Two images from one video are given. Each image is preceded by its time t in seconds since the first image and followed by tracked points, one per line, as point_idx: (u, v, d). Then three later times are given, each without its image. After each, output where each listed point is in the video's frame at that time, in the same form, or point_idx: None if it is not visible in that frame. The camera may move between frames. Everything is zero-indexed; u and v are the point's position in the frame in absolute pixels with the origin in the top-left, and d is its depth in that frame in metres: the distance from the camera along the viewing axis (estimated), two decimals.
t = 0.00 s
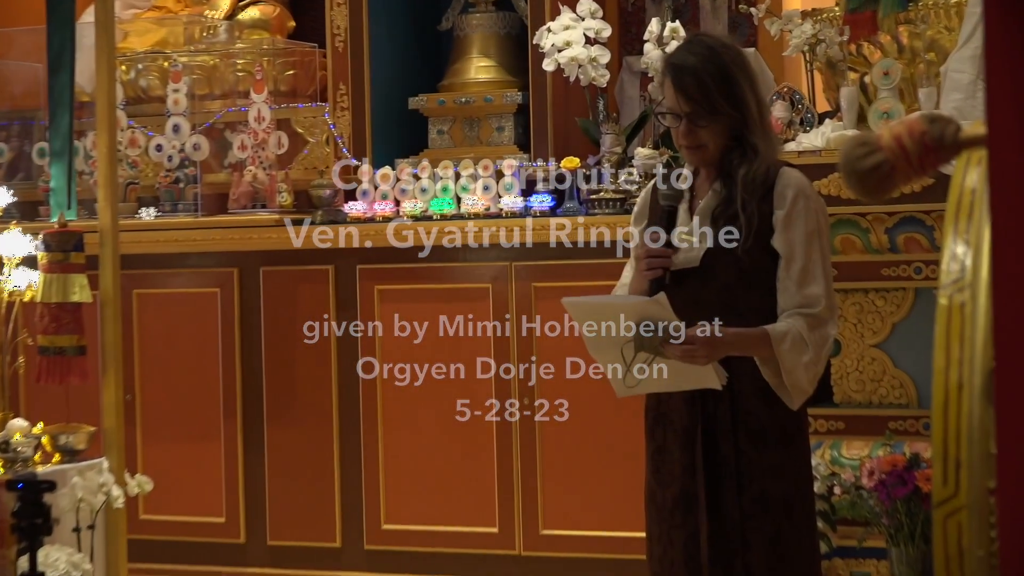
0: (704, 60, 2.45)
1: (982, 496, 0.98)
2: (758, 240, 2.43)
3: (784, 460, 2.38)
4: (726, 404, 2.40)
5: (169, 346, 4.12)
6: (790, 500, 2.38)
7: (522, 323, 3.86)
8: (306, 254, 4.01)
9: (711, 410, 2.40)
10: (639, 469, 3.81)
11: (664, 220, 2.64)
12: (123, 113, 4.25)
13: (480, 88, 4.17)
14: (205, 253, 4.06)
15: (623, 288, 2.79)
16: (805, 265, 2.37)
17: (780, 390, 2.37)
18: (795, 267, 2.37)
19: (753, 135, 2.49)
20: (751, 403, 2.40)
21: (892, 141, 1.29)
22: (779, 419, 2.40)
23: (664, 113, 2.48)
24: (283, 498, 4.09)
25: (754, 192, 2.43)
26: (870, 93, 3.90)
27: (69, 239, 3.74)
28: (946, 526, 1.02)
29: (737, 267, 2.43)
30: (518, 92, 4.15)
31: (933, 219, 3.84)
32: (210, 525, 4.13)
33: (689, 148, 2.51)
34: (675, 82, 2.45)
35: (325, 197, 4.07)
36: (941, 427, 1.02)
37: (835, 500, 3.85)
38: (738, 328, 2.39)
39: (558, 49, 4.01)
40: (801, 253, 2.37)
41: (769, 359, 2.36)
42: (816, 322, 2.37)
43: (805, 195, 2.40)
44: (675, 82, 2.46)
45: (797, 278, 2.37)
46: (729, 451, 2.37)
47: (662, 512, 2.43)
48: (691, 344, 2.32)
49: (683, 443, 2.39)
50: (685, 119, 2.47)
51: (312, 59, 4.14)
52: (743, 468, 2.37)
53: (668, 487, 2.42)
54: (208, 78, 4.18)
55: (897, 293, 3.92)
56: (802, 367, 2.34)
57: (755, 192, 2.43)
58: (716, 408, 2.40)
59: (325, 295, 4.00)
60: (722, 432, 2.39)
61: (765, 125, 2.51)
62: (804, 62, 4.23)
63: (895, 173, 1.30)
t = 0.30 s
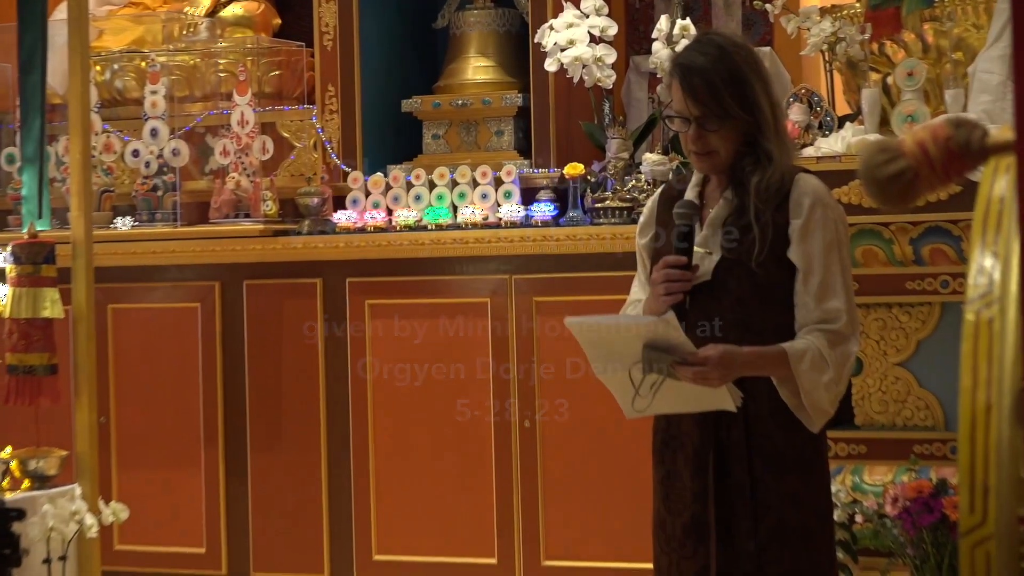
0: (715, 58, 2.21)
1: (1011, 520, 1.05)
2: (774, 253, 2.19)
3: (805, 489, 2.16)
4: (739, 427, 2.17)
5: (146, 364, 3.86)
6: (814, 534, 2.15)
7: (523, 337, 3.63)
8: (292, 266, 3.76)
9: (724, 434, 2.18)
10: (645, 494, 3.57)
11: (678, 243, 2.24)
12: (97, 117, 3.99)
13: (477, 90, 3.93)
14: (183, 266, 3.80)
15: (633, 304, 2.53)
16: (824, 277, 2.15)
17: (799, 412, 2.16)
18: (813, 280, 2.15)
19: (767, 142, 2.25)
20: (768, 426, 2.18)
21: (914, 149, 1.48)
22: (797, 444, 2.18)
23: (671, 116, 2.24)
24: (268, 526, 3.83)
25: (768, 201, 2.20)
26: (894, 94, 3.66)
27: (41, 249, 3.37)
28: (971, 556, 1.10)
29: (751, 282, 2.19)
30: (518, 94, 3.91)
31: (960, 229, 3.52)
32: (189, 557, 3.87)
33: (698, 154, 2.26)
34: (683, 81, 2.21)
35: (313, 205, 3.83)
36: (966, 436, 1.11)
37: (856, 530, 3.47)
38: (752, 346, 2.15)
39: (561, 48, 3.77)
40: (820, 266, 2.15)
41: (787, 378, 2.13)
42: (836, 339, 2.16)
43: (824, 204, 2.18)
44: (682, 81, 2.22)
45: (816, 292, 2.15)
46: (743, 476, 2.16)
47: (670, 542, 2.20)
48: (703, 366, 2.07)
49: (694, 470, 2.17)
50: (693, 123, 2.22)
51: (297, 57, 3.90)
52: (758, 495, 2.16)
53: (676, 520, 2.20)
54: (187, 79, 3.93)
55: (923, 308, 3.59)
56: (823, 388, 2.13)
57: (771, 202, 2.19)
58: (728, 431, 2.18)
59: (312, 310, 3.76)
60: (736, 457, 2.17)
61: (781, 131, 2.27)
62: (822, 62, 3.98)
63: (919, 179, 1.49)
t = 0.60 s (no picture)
0: (725, 59, 2.04)
1: None
2: (791, 270, 2.02)
3: (826, 521, 2.01)
4: (754, 454, 2.03)
5: (118, 386, 3.62)
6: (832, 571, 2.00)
7: (521, 358, 3.39)
8: (272, 282, 3.52)
9: (738, 462, 2.04)
10: (652, 526, 3.34)
11: (682, 251, 2.08)
12: (66, 122, 3.76)
13: (472, 94, 3.71)
14: (159, 282, 3.56)
15: (641, 323, 2.31)
16: (843, 294, 1.99)
17: (817, 437, 2.00)
18: (831, 297, 1.99)
19: (781, 148, 2.06)
20: (785, 454, 2.03)
21: (937, 159, 1.45)
22: (817, 472, 2.03)
23: (679, 122, 2.08)
24: (250, 559, 3.59)
25: (783, 211, 2.02)
26: (916, 98, 3.42)
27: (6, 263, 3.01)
28: None
29: (765, 299, 2.03)
30: (515, 97, 3.67)
31: (988, 241, 3.17)
32: None
33: (708, 163, 2.09)
34: (690, 85, 2.05)
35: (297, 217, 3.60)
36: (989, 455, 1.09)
37: (877, 563, 3.26)
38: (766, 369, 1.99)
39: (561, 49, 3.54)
40: (839, 281, 1.99)
41: (803, 400, 1.97)
42: (857, 359, 1.99)
43: (842, 217, 2.01)
44: (690, 84, 2.05)
45: (835, 310, 1.99)
46: (758, 507, 2.02)
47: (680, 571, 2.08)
48: (714, 393, 1.92)
49: (705, 500, 2.04)
50: (702, 129, 2.06)
51: (277, 56, 3.66)
52: (774, 529, 2.01)
53: (687, 552, 2.07)
54: (163, 82, 3.72)
55: (947, 326, 3.25)
56: (843, 413, 1.97)
57: (787, 213, 2.02)
58: (742, 458, 2.04)
59: (296, 330, 3.52)
60: (751, 487, 2.02)
61: (797, 137, 2.08)
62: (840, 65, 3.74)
63: (940, 191, 1.46)
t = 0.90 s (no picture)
0: (716, 53, 1.84)
1: None
2: (783, 282, 1.82)
3: (823, 548, 1.80)
4: (745, 476, 1.82)
5: (64, 402, 3.44)
6: None
7: (492, 371, 3.18)
8: (226, 294, 3.34)
9: (728, 485, 1.83)
10: (631, 551, 3.13)
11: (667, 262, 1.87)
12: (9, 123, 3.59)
13: (442, 93, 3.50)
14: (107, 294, 3.39)
15: (627, 338, 2.07)
16: (839, 306, 1.79)
17: (810, 457, 1.79)
18: (826, 310, 1.79)
19: (770, 154, 1.85)
20: (777, 475, 1.81)
21: (937, 164, 1.47)
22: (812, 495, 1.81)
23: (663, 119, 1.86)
24: None
25: (772, 222, 1.83)
26: (914, 99, 3.21)
27: None
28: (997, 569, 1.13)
29: (753, 314, 1.82)
30: (488, 97, 3.47)
31: (989, 250, 2.93)
32: None
33: (691, 164, 1.88)
34: (676, 78, 1.84)
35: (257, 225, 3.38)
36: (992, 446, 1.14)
37: None
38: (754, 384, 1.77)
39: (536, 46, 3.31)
40: (835, 293, 1.78)
41: (794, 420, 1.76)
42: (854, 376, 1.79)
43: (838, 223, 1.82)
44: (676, 78, 1.84)
45: (830, 323, 1.78)
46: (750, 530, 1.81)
47: None
48: (702, 410, 1.70)
49: (692, 528, 1.83)
50: (686, 126, 1.84)
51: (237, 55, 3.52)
52: (767, 556, 1.80)
53: None
54: (111, 80, 3.56)
55: (947, 340, 2.99)
56: (838, 433, 1.77)
57: (778, 224, 1.83)
58: (732, 481, 1.83)
59: (251, 343, 3.33)
60: (742, 511, 1.81)
61: (789, 143, 1.88)
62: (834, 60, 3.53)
63: (937, 196, 1.48)
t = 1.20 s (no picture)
0: (696, 55, 1.76)
1: None
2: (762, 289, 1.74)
3: (804, 558, 1.73)
4: (725, 486, 1.75)
5: (29, 411, 3.43)
6: None
7: (466, 377, 3.12)
8: (195, 303, 3.32)
9: (708, 495, 1.76)
10: (607, 561, 3.06)
11: (636, 269, 1.82)
12: None
13: (412, 98, 3.50)
14: (71, 302, 3.39)
15: (606, 344, 2.00)
16: (817, 312, 1.72)
17: (789, 465, 1.72)
18: (804, 317, 1.71)
19: (750, 159, 1.78)
20: (758, 484, 1.75)
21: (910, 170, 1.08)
22: (794, 506, 1.74)
23: (640, 122, 1.79)
24: None
25: (751, 229, 1.75)
26: (890, 104, 3.16)
27: None
28: None
29: (731, 322, 1.74)
30: (458, 102, 3.46)
31: (966, 256, 2.75)
32: None
33: (669, 168, 1.80)
34: (655, 80, 1.76)
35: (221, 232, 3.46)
36: (968, 505, 0.73)
37: None
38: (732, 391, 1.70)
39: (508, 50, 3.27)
40: (813, 301, 1.71)
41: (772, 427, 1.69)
42: (833, 382, 1.72)
43: (818, 229, 1.74)
44: (654, 79, 1.77)
45: (808, 330, 1.71)
46: (729, 544, 1.74)
47: None
48: (679, 417, 1.63)
49: (672, 539, 1.76)
50: (666, 129, 1.77)
51: (204, 59, 3.55)
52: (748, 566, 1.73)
53: None
54: (75, 84, 3.60)
55: (922, 348, 2.81)
56: (817, 440, 1.69)
57: (756, 232, 1.75)
58: (713, 492, 1.76)
59: (219, 352, 3.29)
60: (722, 522, 1.74)
61: (769, 148, 1.81)
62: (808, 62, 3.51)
63: (914, 203, 1.11)
